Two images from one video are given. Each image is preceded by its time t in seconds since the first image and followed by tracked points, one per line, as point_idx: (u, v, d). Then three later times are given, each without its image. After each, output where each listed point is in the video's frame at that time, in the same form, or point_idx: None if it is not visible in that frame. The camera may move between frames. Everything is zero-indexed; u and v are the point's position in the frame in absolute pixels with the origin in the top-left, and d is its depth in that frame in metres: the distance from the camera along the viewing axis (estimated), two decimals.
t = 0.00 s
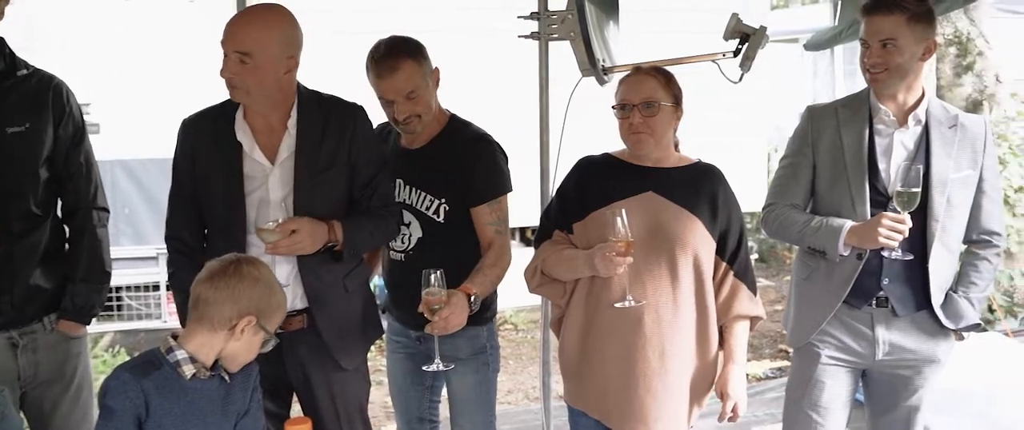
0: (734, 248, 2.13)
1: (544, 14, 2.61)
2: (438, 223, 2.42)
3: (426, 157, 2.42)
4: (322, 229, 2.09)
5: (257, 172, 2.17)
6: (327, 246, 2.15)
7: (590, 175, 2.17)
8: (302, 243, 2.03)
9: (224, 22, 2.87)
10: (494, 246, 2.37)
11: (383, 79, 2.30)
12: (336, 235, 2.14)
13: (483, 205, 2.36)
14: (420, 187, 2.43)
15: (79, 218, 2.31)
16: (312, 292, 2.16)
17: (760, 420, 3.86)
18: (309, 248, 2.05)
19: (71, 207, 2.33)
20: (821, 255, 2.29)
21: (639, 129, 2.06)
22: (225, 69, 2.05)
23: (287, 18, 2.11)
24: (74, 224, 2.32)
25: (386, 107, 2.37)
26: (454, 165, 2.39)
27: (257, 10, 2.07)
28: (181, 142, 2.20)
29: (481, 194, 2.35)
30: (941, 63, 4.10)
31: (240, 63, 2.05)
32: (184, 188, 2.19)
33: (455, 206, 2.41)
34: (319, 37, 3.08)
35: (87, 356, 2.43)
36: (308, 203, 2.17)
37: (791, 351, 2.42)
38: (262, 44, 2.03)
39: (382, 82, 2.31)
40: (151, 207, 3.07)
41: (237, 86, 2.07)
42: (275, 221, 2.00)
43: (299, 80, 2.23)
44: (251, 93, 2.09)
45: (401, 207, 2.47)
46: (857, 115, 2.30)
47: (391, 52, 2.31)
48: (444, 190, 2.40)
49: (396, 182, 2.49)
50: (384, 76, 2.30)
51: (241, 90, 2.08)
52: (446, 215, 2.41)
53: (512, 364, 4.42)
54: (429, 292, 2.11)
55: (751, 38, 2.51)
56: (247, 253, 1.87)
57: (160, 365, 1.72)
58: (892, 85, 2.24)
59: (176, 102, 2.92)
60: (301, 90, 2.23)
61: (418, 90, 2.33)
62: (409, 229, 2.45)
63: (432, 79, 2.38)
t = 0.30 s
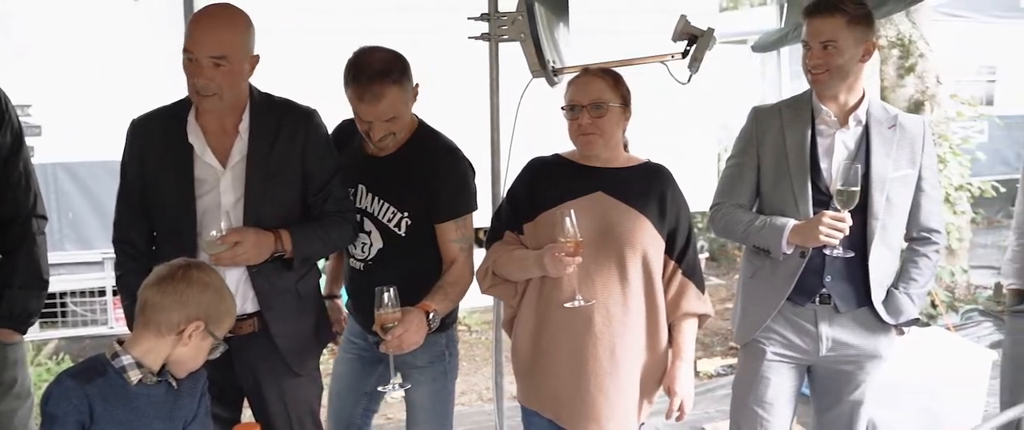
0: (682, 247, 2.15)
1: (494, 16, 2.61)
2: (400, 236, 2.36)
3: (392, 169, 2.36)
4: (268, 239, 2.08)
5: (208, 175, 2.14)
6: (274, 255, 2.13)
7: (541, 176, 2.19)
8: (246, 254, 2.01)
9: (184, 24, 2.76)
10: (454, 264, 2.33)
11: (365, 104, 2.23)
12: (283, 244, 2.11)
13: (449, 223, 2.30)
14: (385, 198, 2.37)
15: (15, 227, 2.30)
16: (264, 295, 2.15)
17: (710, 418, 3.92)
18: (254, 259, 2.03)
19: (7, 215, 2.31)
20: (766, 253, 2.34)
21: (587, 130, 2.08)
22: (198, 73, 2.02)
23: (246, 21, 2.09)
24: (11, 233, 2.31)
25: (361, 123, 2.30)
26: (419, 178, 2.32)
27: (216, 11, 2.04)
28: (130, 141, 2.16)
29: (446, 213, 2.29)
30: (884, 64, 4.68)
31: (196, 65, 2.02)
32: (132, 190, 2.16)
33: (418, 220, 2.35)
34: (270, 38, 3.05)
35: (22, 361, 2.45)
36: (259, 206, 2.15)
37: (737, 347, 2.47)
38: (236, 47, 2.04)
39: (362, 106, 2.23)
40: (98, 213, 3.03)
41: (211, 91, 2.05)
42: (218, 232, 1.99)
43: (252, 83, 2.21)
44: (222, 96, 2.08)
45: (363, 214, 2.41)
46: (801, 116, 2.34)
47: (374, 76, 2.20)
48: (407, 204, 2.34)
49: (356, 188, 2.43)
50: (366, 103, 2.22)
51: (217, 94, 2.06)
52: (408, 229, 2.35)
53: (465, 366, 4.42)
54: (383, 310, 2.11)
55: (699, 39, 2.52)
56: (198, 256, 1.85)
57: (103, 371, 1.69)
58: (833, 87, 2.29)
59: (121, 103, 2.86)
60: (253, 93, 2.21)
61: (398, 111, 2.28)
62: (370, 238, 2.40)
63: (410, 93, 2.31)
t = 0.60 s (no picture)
0: (623, 247, 2.18)
1: (434, 17, 2.62)
2: (336, 238, 2.36)
3: (327, 172, 2.36)
4: (212, 240, 2.07)
5: (146, 179, 2.10)
6: (218, 256, 2.12)
7: (480, 177, 2.19)
8: (189, 255, 2.00)
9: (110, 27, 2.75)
10: (395, 262, 2.35)
11: (311, 120, 2.26)
12: (227, 244, 2.11)
13: (387, 223, 2.32)
14: (322, 200, 2.37)
15: None
16: (208, 298, 2.15)
17: (653, 414, 3.96)
18: (197, 260, 2.02)
19: None
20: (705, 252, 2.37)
21: (527, 131, 2.09)
22: (160, 72, 1.99)
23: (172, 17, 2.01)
24: None
25: (302, 135, 2.31)
26: (357, 182, 2.34)
27: (141, 11, 1.97)
28: (60, 147, 2.09)
29: (384, 213, 2.32)
30: (820, 66, 5.13)
31: (136, 68, 1.97)
32: (66, 195, 2.10)
33: (354, 222, 2.36)
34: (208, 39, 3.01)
35: None
36: (200, 209, 2.12)
37: (679, 344, 2.50)
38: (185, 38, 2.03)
39: (307, 121, 2.26)
40: (29, 220, 2.94)
41: (168, 88, 2.04)
42: (159, 232, 1.97)
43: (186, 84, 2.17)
44: (177, 90, 2.07)
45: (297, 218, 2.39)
46: (736, 116, 2.38)
47: (318, 90, 2.22)
48: (345, 206, 2.35)
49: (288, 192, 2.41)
50: (312, 117, 2.25)
51: (174, 89, 2.06)
52: (347, 230, 2.36)
53: (409, 367, 4.41)
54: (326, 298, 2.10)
55: (638, 40, 2.53)
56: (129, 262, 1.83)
57: (33, 380, 1.64)
58: (767, 86, 2.34)
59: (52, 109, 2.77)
60: (187, 93, 2.17)
61: (342, 123, 2.31)
62: (306, 241, 2.38)
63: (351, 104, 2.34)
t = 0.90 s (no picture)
0: (562, 248, 2.19)
1: (373, 17, 2.60)
2: (265, 230, 2.57)
3: (251, 171, 2.56)
4: (154, 242, 2.03)
5: (81, 183, 2.04)
6: (161, 258, 2.09)
7: (419, 178, 2.17)
8: (133, 256, 1.96)
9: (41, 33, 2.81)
10: (319, 247, 2.60)
11: (246, 120, 2.43)
12: (168, 247, 2.07)
13: (308, 212, 2.59)
14: (248, 197, 2.56)
15: None
16: (152, 301, 2.11)
17: (597, 413, 3.97)
18: (139, 263, 1.99)
19: None
20: (646, 251, 2.40)
21: (448, 130, 2.11)
22: (58, 72, 1.90)
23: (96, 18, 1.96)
24: None
25: (232, 136, 2.48)
26: (283, 177, 2.56)
27: (55, 8, 1.91)
28: None
29: (306, 204, 2.58)
30: (758, 66, 5.16)
31: (37, 67, 1.90)
32: None
33: (281, 214, 2.59)
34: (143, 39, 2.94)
35: None
36: (137, 213, 2.08)
37: (621, 343, 2.53)
38: (88, 37, 1.92)
39: (241, 122, 2.43)
40: None
41: (72, 89, 1.94)
42: (101, 233, 1.93)
43: (118, 83, 2.10)
44: (87, 90, 1.97)
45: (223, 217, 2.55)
46: (675, 116, 2.41)
47: (249, 93, 2.39)
48: (272, 200, 2.57)
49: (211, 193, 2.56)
50: (247, 119, 2.43)
51: (80, 90, 1.95)
52: (275, 222, 2.58)
53: (353, 370, 4.36)
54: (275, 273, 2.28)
55: (578, 41, 2.53)
56: (48, 268, 1.81)
57: None
58: (705, 86, 2.37)
59: None
60: (119, 92, 2.10)
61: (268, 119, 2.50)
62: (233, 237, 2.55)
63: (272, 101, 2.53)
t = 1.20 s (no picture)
0: (502, 248, 2.18)
1: (314, 16, 2.57)
2: (223, 219, 2.63)
3: (204, 163, 2.60)
4: (88, 246, 1.98)
5: (10, 186, 1.98)
6: (96, 263, 2.04)
7: (360, 177, 2.15)
8: (64, 261, 1.91)
9: None
10: (269, 232, 2.70)
11: (194, 115, 2.45)
12: (103, 252, 2.02)
13: (262, 198, 2.67)
14: (201, 189, 2.60)
15: None
16: (85, 308, 2.05)
17: (543, 411, 3.98)
18: (72, 269, 1.93)
19: None
20: (590, 249, 2.41)
21: (389, 130, 2.08)
22: None
23: (32, 18, 1.90)
24: None
25: (179, 132, 2.49)
26: (235, 167, 2.63)
27: None
28: None
29: (261, 191, 2.66)
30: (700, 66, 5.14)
31: None
32: None
33: (236, 203, 2.65)
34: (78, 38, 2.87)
35: None
36: (71, 217, 2.02)
37: (566, 342, 2.53)
38: (10, 38, 1.84)
39: (187, 117, 2.44)
40: None
41: None
42: (31, 237, 1.88)
43: (50, 83, 2.04)
44: (9, 90, 1.90)
45: (179, 210, 2.59)
46: (617, 114, 2.42)
47: (194, 89, 2.41)
48: (227, 189, 2.62)
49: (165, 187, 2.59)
50: (194, 114, 2.45)
51: None
52: (229, 211, 2.64)
53: (298, 373, 4.35)
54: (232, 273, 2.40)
55: (521, 41, 2.53)
56: None
57: None
58: (646, 86, 2.39)
59: None
60: (51, 92, 2.04)
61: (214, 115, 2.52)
62: (187, 230, 2.60)
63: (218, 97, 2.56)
